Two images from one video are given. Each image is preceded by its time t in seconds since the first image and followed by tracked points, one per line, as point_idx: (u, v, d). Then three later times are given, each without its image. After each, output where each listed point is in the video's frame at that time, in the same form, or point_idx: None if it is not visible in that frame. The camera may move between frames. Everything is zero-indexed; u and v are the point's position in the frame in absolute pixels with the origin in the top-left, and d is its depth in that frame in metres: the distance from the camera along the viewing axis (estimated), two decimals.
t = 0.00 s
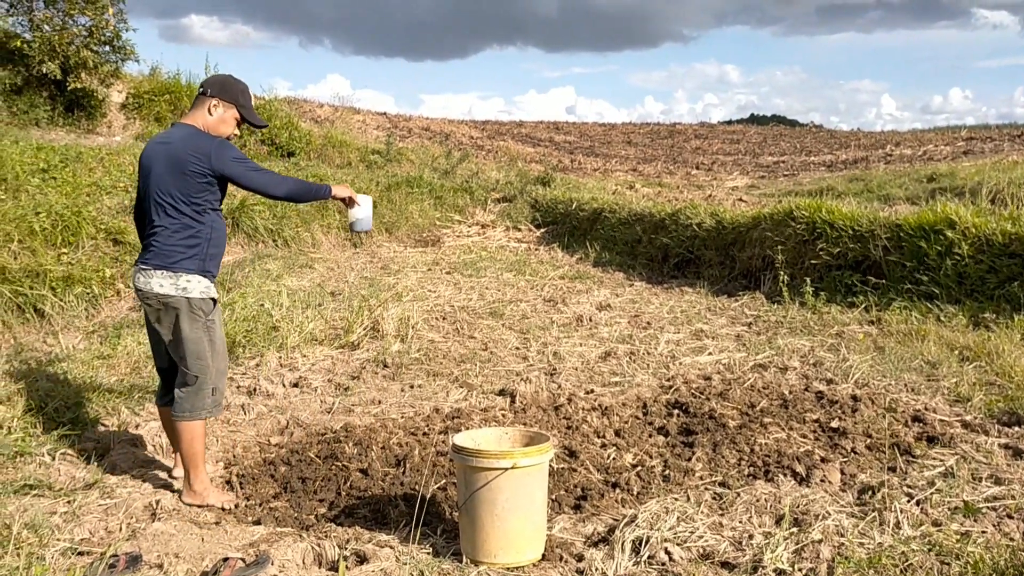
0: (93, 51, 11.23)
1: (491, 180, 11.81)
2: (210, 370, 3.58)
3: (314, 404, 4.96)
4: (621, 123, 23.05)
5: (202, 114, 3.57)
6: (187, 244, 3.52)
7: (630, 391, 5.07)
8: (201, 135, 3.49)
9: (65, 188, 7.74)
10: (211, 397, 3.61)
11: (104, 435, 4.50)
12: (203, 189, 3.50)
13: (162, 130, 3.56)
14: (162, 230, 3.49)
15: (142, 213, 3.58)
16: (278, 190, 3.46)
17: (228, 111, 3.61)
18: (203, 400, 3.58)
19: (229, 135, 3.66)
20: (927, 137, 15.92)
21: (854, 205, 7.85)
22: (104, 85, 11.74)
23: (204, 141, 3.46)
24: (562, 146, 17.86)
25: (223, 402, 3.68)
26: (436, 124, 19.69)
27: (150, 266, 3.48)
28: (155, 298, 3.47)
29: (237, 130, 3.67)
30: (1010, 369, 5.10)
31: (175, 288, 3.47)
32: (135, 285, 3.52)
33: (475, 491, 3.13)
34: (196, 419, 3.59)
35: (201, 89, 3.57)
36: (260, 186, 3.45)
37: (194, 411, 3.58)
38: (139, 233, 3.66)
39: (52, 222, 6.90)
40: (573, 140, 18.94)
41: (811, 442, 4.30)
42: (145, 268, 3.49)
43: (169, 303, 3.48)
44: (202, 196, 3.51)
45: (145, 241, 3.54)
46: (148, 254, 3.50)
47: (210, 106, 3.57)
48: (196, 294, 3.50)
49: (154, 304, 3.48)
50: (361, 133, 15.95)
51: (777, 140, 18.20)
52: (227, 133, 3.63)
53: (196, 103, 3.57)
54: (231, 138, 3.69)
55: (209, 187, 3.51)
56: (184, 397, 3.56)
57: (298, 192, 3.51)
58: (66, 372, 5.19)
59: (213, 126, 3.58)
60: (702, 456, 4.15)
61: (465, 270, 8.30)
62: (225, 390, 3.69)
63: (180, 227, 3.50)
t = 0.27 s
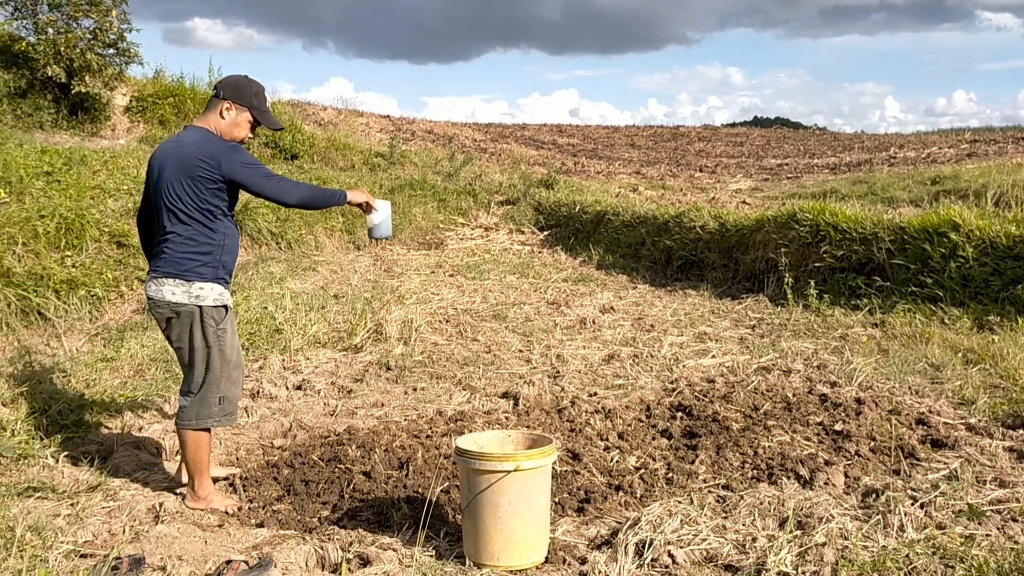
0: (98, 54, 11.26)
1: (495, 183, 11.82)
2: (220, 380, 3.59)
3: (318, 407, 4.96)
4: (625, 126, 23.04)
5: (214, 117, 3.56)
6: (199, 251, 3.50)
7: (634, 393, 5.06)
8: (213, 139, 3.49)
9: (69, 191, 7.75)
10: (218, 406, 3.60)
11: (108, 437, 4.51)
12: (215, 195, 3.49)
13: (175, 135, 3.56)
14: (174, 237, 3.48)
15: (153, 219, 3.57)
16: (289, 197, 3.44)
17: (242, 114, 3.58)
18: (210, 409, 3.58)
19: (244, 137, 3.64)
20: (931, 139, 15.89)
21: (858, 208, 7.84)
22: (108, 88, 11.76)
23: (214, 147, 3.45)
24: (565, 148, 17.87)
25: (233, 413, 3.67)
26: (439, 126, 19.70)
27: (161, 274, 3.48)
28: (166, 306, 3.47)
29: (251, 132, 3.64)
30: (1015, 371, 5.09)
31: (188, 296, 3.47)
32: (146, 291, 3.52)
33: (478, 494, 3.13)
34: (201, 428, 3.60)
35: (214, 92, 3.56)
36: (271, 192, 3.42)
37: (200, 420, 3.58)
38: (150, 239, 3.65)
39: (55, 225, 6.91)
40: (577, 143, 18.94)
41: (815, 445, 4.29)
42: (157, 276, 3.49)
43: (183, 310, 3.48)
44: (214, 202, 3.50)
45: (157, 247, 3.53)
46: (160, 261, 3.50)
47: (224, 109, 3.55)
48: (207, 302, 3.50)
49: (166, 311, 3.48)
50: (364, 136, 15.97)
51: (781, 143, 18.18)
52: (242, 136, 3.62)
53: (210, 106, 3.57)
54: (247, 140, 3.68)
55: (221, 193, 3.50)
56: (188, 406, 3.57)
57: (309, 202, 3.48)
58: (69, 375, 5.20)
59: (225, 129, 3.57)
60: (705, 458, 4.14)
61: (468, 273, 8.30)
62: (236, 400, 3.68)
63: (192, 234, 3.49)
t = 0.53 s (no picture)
0: (97, 53, 11.25)
1: (495, 182, 11.81)
2: (230, 382, 3.55)
3: (317, 406, 4.95)
4: (625, 125, 23.03)
5: (219, 116, 3.53)
6: (202, 251, 3.48)
7: (633, 393, 5.06)
8: (215, 139, 3.47)
9: (68, 189, 7.75)
10: (229, 408, 3.57)
11: (107, 436, 4.50)
12: (216, 195, 3.46)
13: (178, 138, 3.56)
14: (177, 239, 3.47)
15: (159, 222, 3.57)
16: (290, 196, 3.41)
17: (246, 112, 3.54)
18: (220, 412, 3.55)
19: (250, 136, 3.61)
20: (931, 139, 15.88)
21: (858, 207, 7.83)
22: (108, 87, 11.76)
23: (213, 146, 3.43)
24: (566, 148, 17.86)
25: (242, 416, 3.63)
26: (439, 126, 19.70)
27: (167, 276, 3.48)
28: (172, 309, 3.46)
29: (256, 131, 3.60)
30: (1015, 371, 5.08)
31: (192, 298, 3.44)
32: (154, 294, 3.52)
33: (478, 493, 3.12)
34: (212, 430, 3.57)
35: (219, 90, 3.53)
36: (272, 191, 3.40)
37: (211, 422, 3.55)
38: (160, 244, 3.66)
39: (55, 224, 6.91)
40: (577, 143, 18.93)
41: (815, 445, 4.29)
42: (163, 279, 3.49)
43: (188, 312, 3.45)
44: (215, 202, 3.47)
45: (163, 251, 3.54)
46: (166, 264, 3.50)
47: (227, 108, 3.52)
48: (213, 302, 3.46)
49: (173, 315, 3.47)
50: (364, 135, 15.97)
51: (781, 143, 18.17)
52: (247, 134, 3.58)
53: (215, 105, 3.54)
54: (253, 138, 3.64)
55: (222, 193, 3.47)
56: (199, 409, 3.54)
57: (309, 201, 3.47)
58: (69, 374, 5.19)
59: (230, 128, 3.55)
60: (705, 458, 4.13)
61: (468, 273, 8.30)
62: (246, 401, 3.64)
63: (194, 234, 3.47)
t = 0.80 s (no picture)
0: (99, 51, 11.25)
1: (495, 183, 11.81)
2: (261, 371, 3.51)
3: (316, 406, 4.95)
4: (626, 126, 23.03)
5: (227, 118, 3.55)
6: (206, 251, 3.45)
7: (632, 394, 5.06)
8: (223, 143, 3.48)
9: (69, 187, 7.74)
10: (270, 394, 3.55)
11: (106, 435, 4.50)
12: (222, 196, 3.45)
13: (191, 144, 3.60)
14: (183, 238, 3.46)
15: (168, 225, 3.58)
16: (285, 202, 3.35)
17: (254, 115, 3.54)
18: (260, 399, 3.52)
19: (259, 139, 3.61)
20: (931, 142, 15.90)
21: (858, 210, 7.84)
22: (109, 86, 11.76)
23: (222, 149, 3.44)
24: (566, 149, 17.87)
25: (284, 401, 3.60)
26: (440, 126, 19.70)
27: (172, 276, 3.46)
28: (183, 310, 3.43)
29: (263, 134, 3.60)
30: (1014, 375, 5.08)
31: (201, 295, 3.41)
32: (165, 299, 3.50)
33: (476, 494, 3.13)
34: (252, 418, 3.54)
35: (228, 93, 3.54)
36: (269, 197, 3.37)
37: (251, 411, 3.52)
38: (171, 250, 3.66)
39: (55, 222, 6.90)
40: (578, 143, 18.93)
41: (814, 447, 4.28)
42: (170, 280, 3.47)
43: (200, 309, 3.42)
44: (223, 202, 3.46)
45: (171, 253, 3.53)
46: (173, 265, 3.48)
47: (235, 111, 3.52)
48: (221, 298, 3.43)
49: (184, 316, 3.45)
50: (365, 134, 15.97)
51: (781, 145, 18.18)
52: (255, 137, 3.59)
53: (223, 108, 3.55)
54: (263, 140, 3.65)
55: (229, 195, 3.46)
56: (238, 398, 3.51)
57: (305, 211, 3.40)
58: (68, 372, 5.19)
59: (238, 131, 3.56)
60: (704, 460, 4.13)
61: (468, 273, 8.30)
62: (286, 386, 3.61)
63: (200, 235, 3.46)
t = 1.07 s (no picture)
0: (99, 49, 11.25)
1: (495, 182, 11.81)
2: (268, 374, 3.35)
3: (315, 405, 4.95)
4: (626, 127, 23.03)
5: (254, 127, 3.49)
6: (216, 255, 3.37)
7: (632, 394, 5.06)
8: (251, 151, 3.41)
9: (69, 185, 7.74)
10: (280, 401, 3.36)
11: (105, 433, 4.50)
12: (241, 204, 3.37)
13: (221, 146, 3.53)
14: (194, 238, 3.38)
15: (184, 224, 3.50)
16: (296, 233, 3.28)
17: (280, 122, 3.48)
18: (270, 404, 3.33)
19: (287, 147, 3.53)
20: (932, 143, 15.89)
21: (859, 211, 7.83)
22: (109, 84, 11.75)
23: (249, 157, 3.37)
24: (566, 149, 17.87)
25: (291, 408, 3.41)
26: (440, 126, 19.69)
27: (180, 276, 3.38)
28: (190, 312, 3.32)
29: (291, 140, 3.52)
30: (1014, 377, 5.08)
31: (208, 297, 3.31)
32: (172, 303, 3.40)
33: (475, 493, 3.12)
34: (269, 427, 3.33)
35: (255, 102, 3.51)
36: (282, 222, 3.29)
37: (262, 416, 3.32)
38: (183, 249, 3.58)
39: (55, 220, 6.89)
40: (578, 144, 18.93)
41: (813, 448, 4.28)
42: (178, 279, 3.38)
43: (206, 312, 3.30)
44: (241, 210, 3.38)
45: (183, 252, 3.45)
46: (183, 266, 3.39)
47: (261, 119, 3.47)
48: (228, 299, 3.32)
49: (190, 318, 3.33)
50: (366, 134, 15.97)
51: (782, 145, 18.17)
52: (282, 145, 3.51)
53: (252, 117, 3.51)
54: (292, 150, 3.57)
55: (249, 204, 3.38)
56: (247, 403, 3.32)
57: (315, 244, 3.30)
58: (67, 370, 5.18)
59: (266, 140, 3.49)
60: (703, 460, 4.13)
61: (468, 272, 8.29)
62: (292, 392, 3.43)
63: (214, 238, 3.38)
